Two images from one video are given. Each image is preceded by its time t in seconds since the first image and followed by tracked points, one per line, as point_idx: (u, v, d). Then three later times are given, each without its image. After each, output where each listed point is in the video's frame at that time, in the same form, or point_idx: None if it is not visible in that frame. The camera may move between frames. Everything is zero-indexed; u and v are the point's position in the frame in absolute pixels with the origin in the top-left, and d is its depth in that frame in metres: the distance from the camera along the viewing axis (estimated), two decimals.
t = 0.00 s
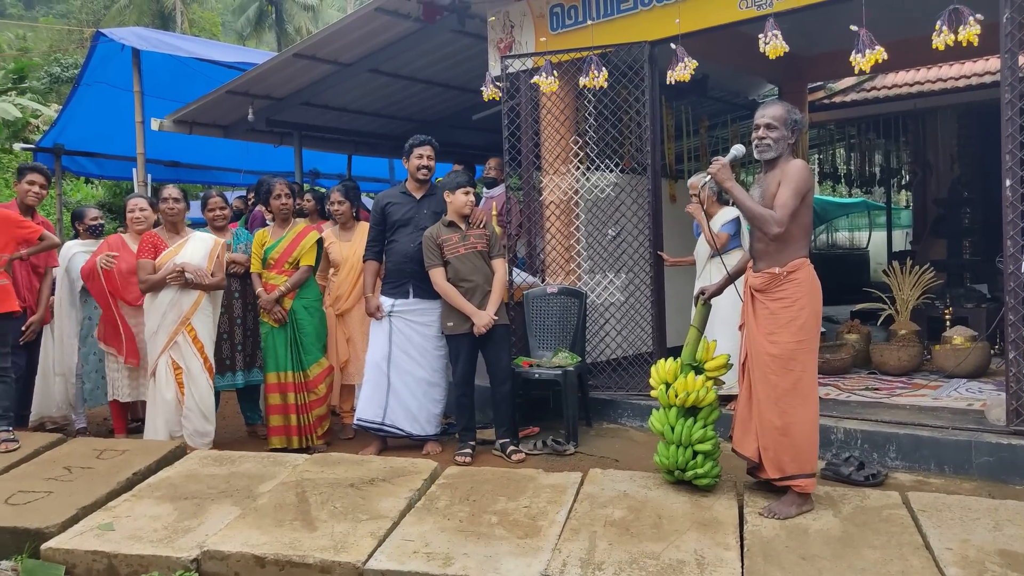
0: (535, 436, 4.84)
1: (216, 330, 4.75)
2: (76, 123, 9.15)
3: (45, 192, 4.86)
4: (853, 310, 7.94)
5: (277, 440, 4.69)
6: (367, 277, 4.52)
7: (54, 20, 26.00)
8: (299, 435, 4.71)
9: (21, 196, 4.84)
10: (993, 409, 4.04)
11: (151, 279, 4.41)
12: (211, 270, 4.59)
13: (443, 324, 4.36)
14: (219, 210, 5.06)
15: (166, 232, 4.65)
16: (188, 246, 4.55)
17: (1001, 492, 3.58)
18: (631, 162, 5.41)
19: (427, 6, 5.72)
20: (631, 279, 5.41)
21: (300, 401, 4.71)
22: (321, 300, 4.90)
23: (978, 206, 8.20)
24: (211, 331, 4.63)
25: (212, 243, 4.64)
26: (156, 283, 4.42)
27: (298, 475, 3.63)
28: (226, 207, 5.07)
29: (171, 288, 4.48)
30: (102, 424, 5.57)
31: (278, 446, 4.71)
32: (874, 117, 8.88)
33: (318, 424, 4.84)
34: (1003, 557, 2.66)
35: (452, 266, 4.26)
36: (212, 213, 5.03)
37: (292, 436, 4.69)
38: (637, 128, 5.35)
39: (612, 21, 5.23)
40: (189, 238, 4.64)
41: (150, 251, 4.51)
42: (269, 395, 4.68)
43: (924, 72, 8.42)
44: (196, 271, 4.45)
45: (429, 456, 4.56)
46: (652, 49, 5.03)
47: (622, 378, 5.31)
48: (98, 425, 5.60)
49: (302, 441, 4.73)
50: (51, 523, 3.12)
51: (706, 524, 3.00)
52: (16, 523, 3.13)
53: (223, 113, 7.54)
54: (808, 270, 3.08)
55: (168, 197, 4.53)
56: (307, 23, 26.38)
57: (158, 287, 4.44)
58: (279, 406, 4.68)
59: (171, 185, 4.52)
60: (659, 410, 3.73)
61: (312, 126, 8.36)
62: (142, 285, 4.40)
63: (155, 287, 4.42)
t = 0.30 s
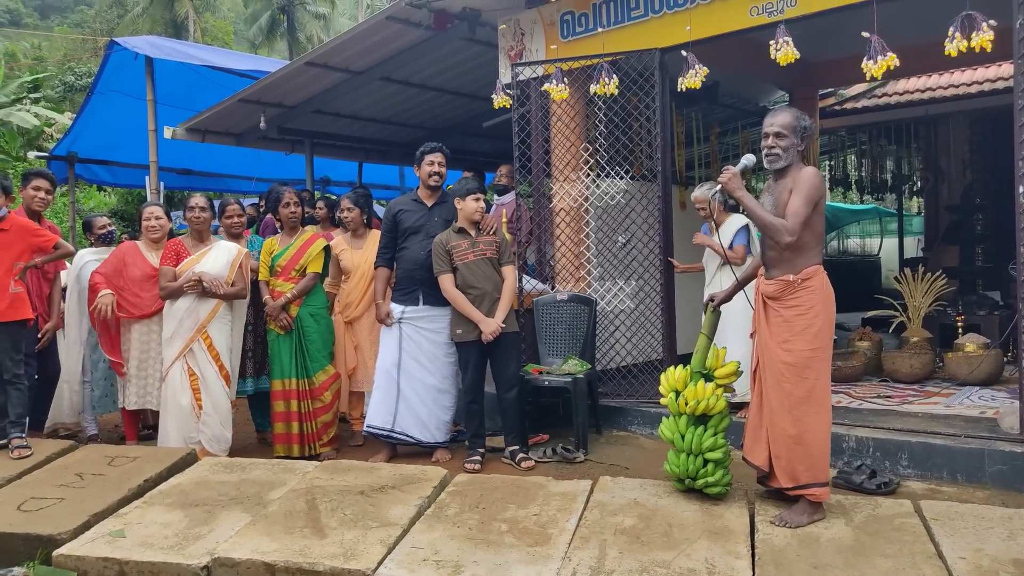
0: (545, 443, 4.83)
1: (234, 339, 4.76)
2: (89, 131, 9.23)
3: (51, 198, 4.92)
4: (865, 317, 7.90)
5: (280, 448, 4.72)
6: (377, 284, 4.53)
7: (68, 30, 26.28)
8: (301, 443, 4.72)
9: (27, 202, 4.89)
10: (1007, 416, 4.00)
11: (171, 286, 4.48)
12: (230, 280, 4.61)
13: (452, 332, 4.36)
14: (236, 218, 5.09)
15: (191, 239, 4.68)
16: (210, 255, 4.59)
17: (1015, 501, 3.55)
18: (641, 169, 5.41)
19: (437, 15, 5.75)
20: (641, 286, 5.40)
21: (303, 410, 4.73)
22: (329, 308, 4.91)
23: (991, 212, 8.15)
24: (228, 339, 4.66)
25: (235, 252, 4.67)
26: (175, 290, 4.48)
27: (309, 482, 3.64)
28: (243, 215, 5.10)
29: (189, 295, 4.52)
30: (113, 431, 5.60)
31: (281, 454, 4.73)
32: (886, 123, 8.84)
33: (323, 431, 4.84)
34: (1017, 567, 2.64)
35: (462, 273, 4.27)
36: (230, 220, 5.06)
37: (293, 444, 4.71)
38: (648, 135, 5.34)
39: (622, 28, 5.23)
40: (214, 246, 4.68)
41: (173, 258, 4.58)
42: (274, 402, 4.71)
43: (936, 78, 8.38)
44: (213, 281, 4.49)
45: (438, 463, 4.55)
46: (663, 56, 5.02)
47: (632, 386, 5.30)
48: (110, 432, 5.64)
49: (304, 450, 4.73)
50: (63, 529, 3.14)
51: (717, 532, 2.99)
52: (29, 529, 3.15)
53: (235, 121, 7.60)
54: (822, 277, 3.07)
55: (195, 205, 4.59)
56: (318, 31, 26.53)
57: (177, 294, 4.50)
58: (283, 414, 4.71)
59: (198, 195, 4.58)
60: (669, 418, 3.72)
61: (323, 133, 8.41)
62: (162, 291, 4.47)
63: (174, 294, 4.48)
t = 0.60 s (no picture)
0: (545, 447, 4.84)
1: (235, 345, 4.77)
2: (89, 138, 9.24)
3: (56, 207, 4.93)
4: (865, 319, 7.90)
5: (281, 452, 4.73)
6: (378, 288, 4.54)
7: (67, 36, 26.33)
8: (300, 448, 4.72)
9: (33, 211, 4.91)
10: (1007, 418, 4.00)
11: (169, 290, 4.48)
12: (229, 286, 4.61)
13: (452, 336, 4.36)
14: (241, 223, 5.09)
15: (189, 246, 4.72)
16: (208, 260, 4.57)
17: (1016, 503, 3.55)
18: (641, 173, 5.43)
19: (437, 20, 5.77)
20: (642, 289, 5.40)
21: (303, 414, 4.73)
22: (328, 313, 4.92)
23: (989, 214, 8.16)
24: (227, 345, 4.66)
25: (233, 259, 4.65)
26: (175, 294, 4.47)
27: (310, 486, 3.64)
28: (248, 219, 5.11)
29: (189, 300, 4.52)
30: (114, 437, 5.60)
31: (282, 459, 4.74)
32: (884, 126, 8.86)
33: (324, 436, 4.83)
34: (1019, 568, 2.64)
35: (461, 278, 4.28)
36: (234, 225, 5.07)
37: (293, 449, 4.71)
38: (647, 138, 5.36)
39: (621, 33, 5.25)
40: (212, 252, 4.66)
41: (171, 263, 4.59)
42: (275, 407, 4.72)
43: (934, 81, 8.39)
44: (212, 284, 4.48)
45: (439, 467, 4.55)
46: (661, 61, 5.06)
47: (632, 389, 5.30)
48: (110, 438, 5.64)
49: (302, 454, 4.74)
50: (64, 535, 3.15)
51: (719, 535, 2.99)
52: (31, 535, 3.15)
53: (234, 127, 7.61)
54: (824, 280, 3.07)
55: (194, 211, 4.61)
56: (317, 37, 26.56)
57: (177, 299, 4.49)
58: (284, 418, 4.71)
59: (196, 200, 4.61)
60: (670, 421, 3.73)
61: (322, 139, 8.42)
62: (160, 296, 4.46)
63: (173, 299, 4.47)
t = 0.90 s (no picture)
0: (548, 450, 4.84)
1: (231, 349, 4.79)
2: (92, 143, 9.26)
3: (65, 214, 4.93)
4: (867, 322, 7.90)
5: (287, 455, 4.72)
6: (380, 292, 4.55)
7: (70, 41, 26.40)
8: (308, 451, 4.71)
9: (42, 216, 4.93)
10: (1011, 419, 4.00)
11: (165, 295, 4.46)
12: (224, 289, 4.62)
13: (454, 339, 4.36)
14: (243, 227, 5.12)
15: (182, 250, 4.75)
16: (203, 264, 4.60)
17: (1020, 504, 3.54)
18: (642, 176, 5.45)
19: (438, 24, 5.79)
20: (644, 292, 5.40)
21: (311, 417, 4.73)
22: (334, 316, 4.93)
23: (991, 216, 8.15)
24: (222, 348, 4.68)
25: (226, 263, 4.67)
26: (170, 298, 4.46)
27: (313, 490, 3.64)
28: (250, 224, 5.13)
29: (185, 303, 4.51)
30: (117, 441, 5.60)
31: (288, 462, 4.73)
32: (886, 128, 8.85)
33: (331, 439, 4.85)
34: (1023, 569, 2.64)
35: (463, 281, 4.28)
36: (236, 229, 5.10)
37: (301, 452, 4.70)
38: (649, 142, 5.37)
39: (622, 37, 5.26)
40: (205, 256, 4.68)
41: (166, 267, 4.58)
42: (281, 410, 4.72)
43: (935, 83, 8.39)
44: (209, 288, 4.50)
45: (442, 471, 4.56)
46: (662, 64, 5.09)
47: (635, 392, 5.30)
48: (114, 442, 5.64)
49: (310, 457, 4.73)
50: (68, 539, 3.15)
51: (722, 537, 2.99)
52: (35, 539, 3.15)
53: (237, 132, 7.63)
54: (827, 283, 3.08)
55: (187, 215, 4.65)
56: (319, 41, 26.59)
57: (172, 303, 4.48)
58: (290, 422, 4.71)
59: (190, 204, 4.65)
60: (673, 424, 3.73)
61: (324, 143, 8.44)
62: (156, 300, 4.45)
63: (169, 303, 4.46)
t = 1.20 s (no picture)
0: (537, 449, 4.84)
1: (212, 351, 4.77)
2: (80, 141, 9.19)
3: (53, 213, 4.90)
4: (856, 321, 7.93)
5: (281, 454, 4.69)
6: (369, 291, 4.54)
7: (58, 38, 26.19)
8: (305, 448, 4.71)
9: (30, 216, 4.89)
10: (996, 419, 4.03)
11: (142, 295, 4.44)
12: (202, 289, 4.60)
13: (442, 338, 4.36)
14: (230, 226, 5.10)
15: (159, 248, 4.70)
16: (181, 264, 4.58)
17: (1005, 503, 3.57)
18: (632, 175, 5.45)
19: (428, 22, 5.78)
20: (633, 291, 5.41)
21: (306, 415, 4.72)
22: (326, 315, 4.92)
23: (978, 216, 8.20)
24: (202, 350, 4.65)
25: (205, 262, 4.65)
26: (147, 299, 4.44)
27: (301, 490, 3.63)
28: (237, 222, 5.11)
29: (162, 305, 4.50)
30: (104, 441, 5.57)
31: (282, 461, 4.70)
32: (874, 128, 8.89)
33: (324, 437, 4.85)
34: (1007, 568, 2.65)
35: (453, 280, 4.27)
36: (223, 228, 5.07)
37: (297, 450, 4.69)
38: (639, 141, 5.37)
39: (612, 36, 5.26)
40: (182, 254, 4.66)
41: (143, 267, 4.53)
42: (275, 409, 4.68)
43: (924, 83, 8.44)
44: (188, 290, 4.47)
45: (431, 470, 4.54)
46: (653, 63, 5.10)
47: (624, 391, 5.30)
48: (100, 441, 5.60)
49: (308, 454, 4.72)
50: (54, 540, 3.13)
51: (710, 536, 3.00)
52: (20, 540, 3.13)
53: (225, 129, 7.59)
54: (818, 284, 3.09)
55: (163, 212, 4.58)
56: (309, 39, 26.47)
57: (149, 303, 4.46)
58: (284, 420, 4.68)
59: (166, 201, 4.57)
60: (661, 422, 3.74)
61: (314, 141, 8.40)
62: (133, 301, 4.42)
63: (146, 304, 4.44)
